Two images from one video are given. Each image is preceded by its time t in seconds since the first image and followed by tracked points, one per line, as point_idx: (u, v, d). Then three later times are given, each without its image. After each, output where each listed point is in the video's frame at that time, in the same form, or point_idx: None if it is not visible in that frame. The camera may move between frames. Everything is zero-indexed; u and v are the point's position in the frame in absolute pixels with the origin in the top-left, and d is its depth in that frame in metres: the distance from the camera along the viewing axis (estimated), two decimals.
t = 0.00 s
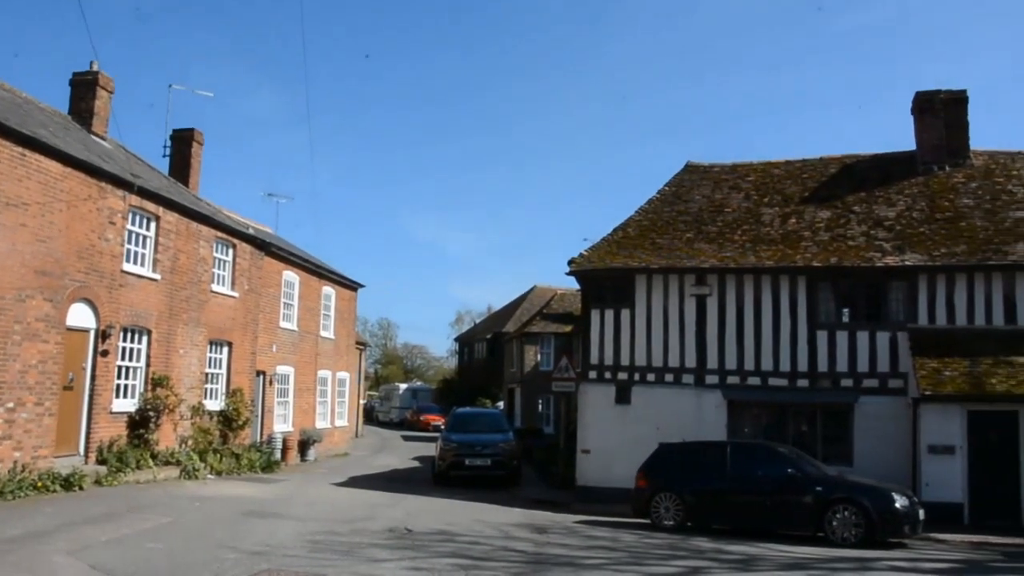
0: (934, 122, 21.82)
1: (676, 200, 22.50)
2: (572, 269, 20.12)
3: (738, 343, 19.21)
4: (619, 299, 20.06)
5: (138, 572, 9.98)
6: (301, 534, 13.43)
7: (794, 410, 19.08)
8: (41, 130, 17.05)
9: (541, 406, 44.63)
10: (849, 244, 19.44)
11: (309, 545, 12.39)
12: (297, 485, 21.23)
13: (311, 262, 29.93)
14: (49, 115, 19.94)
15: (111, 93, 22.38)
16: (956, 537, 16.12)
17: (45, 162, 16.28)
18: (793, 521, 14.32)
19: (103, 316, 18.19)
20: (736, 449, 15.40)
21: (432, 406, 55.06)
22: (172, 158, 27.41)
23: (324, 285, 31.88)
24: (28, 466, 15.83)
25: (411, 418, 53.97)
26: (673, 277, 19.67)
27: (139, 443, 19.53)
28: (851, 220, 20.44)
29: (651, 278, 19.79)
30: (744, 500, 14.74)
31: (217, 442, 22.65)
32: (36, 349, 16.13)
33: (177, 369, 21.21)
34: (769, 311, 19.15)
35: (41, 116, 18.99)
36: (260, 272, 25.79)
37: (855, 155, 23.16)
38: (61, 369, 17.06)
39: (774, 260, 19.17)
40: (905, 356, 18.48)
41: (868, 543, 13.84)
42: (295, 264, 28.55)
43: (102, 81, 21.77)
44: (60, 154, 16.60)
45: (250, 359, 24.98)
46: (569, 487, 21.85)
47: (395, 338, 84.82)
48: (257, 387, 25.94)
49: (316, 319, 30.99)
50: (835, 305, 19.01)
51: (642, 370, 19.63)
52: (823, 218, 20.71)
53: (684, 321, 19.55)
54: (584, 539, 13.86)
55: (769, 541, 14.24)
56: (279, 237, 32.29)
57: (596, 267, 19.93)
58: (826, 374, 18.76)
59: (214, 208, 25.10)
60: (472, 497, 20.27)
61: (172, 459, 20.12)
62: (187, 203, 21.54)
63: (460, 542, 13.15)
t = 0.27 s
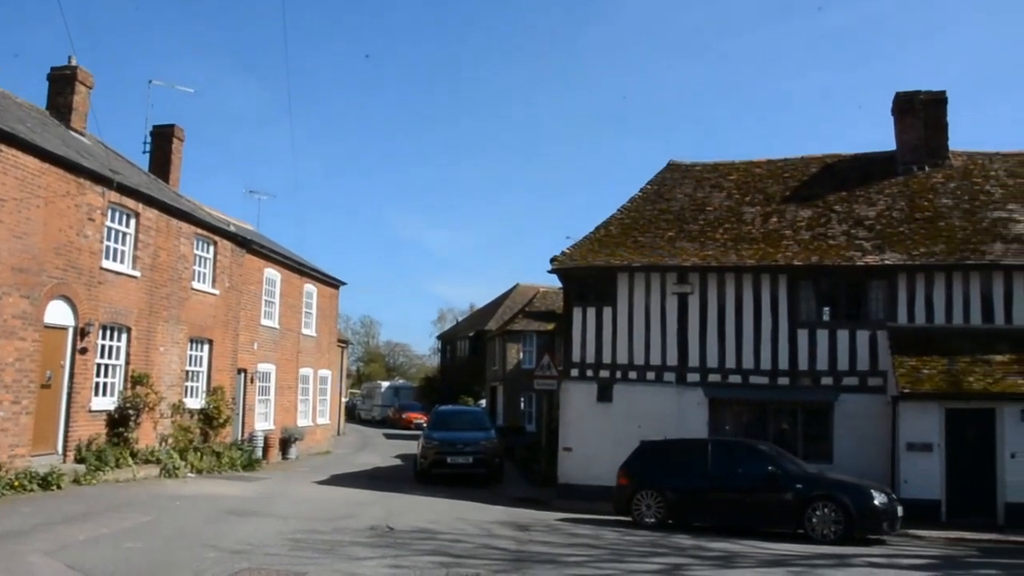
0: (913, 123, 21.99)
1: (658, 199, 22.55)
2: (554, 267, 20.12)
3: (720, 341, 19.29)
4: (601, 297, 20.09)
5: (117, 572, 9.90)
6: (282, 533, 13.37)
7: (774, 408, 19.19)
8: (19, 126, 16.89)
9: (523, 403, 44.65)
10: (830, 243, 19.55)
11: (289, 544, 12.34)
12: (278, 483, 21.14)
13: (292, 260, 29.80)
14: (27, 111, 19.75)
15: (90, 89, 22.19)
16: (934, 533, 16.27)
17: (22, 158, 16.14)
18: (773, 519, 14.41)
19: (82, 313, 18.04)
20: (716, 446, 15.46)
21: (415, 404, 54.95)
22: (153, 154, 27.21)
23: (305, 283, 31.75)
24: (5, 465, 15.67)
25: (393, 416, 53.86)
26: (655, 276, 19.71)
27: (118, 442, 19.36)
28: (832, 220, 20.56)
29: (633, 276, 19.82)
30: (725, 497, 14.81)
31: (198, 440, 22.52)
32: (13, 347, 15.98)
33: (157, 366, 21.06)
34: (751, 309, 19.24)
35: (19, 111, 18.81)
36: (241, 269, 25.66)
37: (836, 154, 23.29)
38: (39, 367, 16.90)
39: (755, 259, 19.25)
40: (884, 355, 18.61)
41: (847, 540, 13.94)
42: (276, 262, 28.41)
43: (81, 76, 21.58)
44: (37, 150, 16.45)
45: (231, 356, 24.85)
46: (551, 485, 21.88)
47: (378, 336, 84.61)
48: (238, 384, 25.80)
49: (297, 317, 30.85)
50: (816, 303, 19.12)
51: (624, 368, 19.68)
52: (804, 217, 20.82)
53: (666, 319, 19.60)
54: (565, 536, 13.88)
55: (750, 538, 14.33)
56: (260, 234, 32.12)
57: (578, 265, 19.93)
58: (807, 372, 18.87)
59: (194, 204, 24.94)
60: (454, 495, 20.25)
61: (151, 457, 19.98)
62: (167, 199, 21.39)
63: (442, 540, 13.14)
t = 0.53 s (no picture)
0: (892, 123, 22.15)
1: (640, 197, 22.60)
2: (536, 265, 20.12)
3: (700, 340, 19.36)
4: (582, 295, 20.11)
5: (94, 572, 9.83)
6: (262, 532, 13.31)
7: (754, 405, 19.29)
8: None
9: (505, 402, 44.64)
10: (810, 242, 19.67)
11: (269, 543, 12.28)
12: (258, 482, 21.04)
13: (273, 257, 29.65)
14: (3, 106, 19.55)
15: (68, 84, 21.98)
16: (911, 530, 16.41)
17: None
18: (753, 516, 14.48)
19: (59, 311, 17.88)
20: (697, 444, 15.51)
21: (396, 403, 54.81)
22: (132, 151, 27.01)
23: (286, 281, 31.61)
24: None
25: (374, 414, 53.71)
26: (636, 274, 19.75)
27: (96, 440, 19.21)
28: (812, 219, 20.68)
29: (614, 275, 19.85)
30: (705, 495, 14.87)
31: (177, 439, 22.38)
32: None
33: (136, 364, 20.91)
34: (731, 308, 19.32)
35: None
36: (222, 267, 25.50)
37: (815, 154, 23.43)
38: (15, 366, 16.75)
39: (736, 257, 19.33)
40: (863, 353, 18.74)
41: (826, 537, 14.03)
42: (257, 259, 28.26)
43: (58, 71, 21.38)
44: (14, 146, 16.29)
45: (211, 355, 24.70)
46: (532, 483, 21.90)
47: (359, 334, 84.37)
48: (218, 383, 25.66)
49: (278, 315, 30.72)
50: (796, 302, 19.23)
51: (605, 366, 19.72)
52: (784, 217, 20.93)
53: (647, 317, 19.65)
54: (546, 534, 13.90)
55: (730, 536, 14.39)
56: (240, 232, 31.94)
57: (559, 263, 19.94)
58: (786, 370, 18.98)
59: (174, 202, 24.77)
60: (435, 494, 20.24)
61: (130, 457, 19.84)
62: (146, 196, 21.23)
63: (423, 539, 13.13)
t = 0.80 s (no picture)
0: (874, 123, 22.28)
1: (623, 195, 22.63)
2: (519, 263, 20.11)
3: (683, 338, 19.42)
4: (565, 293, 20.13)
5: (74, 571, 9.75)
6: (244, 530, 13.24)
7: (736, 403, 19.37)
8: None
9: (488, 400, 44.61)
10: (792, 241, 19.76)
11: (251, 542, 12.22)
12: (240, 480, 20.92)
13: (256, 255, 29.50)
14: None
15: (47, 79, 21.78)
16: (891, 526, 16.52)
17: None
18: (735, 513, 14.54)
19: (38, 309, 17.72)
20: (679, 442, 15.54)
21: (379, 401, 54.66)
22: (112, 147, 26.80)
23: (269, 278, 31.45)
24: None
25: (357, 413, 53.56)
26: (619, 272, 19.78)
27: (76, 439, 19.05)
28: (794, 217, 20.77)
29: (597, 273, 19.87)
30: (687, 493, 14.92)
31: (158, 437, 22.23)
32: None
33: (116, 362, 20.75)
34: (714, 306, 19.39)
35: None
36: (203, 264, 25.35)
37: (797, 153, 23.53)
38: None
39: (719, 256, 19.40)
40: (845, 351, 18.85)
41: (807, 534, 14.12)
42: (239, 257, 28.11)
43: (37, 66, 21.18)
44: None
45: (192, 352, 24.55)
46: (515, 481, 21.91)
47: (342, 332, 84.08)
48: (199, 381, 25.50)
49: (260, 312, 30.56)
50: (778, 301, 19.32)
51: (588, 364, 19.74)
52: (766, 215, 21.02)
53: (630, 315, 19.69)
54: (529, 532, 13.91)
55: (712, 533, 14.45)
56: (222, 229, 31.76)
57: (543, 261, 19.94)
58: (768, 368, 19.07)
59: (155, 198, 24.59)
60: (418, 492, 20.21)
61: (111, 455, 19.70)
62: (127, 193, 21.07)
63: (405, 537, 13.10)
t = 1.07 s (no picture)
0: (857, 125, 22.41)
1: (607, 195, 22.65)
2: (503, 262, 20.11)
3: (666, 338, 19.47)
4: (549, 293, 20.14)
5: (52, 571, 9.67)
6: (225, 529, 13.17)
7: (719, 403, 19.43)
8: None
9: (472, 399, 44.56)
10: (775, 242, 19.85)
11: (232, 541, 12.16)
12: (221, 479, 20.83)
13: (239, 253, 29.35)
14: None
15: (27, 74, 21.60)
16: (871, 526, 16.63)
17: None
18: (717, 513, 14.59)
19: (18, 306, 17.57)
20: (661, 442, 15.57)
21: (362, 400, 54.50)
22: (94, 143, 26.60)
23: (252, 276, 31.30)
24: None
25: (340, 412, 53.40)
26: (603, 272, 19.81)
27: (56, 437, 18.91)
28: (777, 219, 20.86)
29: (581, 273, 19.89)
30: (669, 492, 14.96)
31: (139, 436, 22.10)
32: None
33: (97, 360, 20.60)
34: (697, 306, 19.45)
35: None
36: (186, 262, 25.19)
37: (781, 154, 23.63)
38: None
39: (702, 256, 19.46)
40: (826, 352, 18.95)
41: (789, 533, 14.19)
42: (222, 254, 27.96)
43: (17, 60, 21.00)
44: None
45: (174, 350, 24.40)
46: (498, 481, 21.91)
47: (326, 331, 83.81)
48: (181, 379, 25.36)
49: (243, 311, 30.41)
50: (761, 301, 19.40)
51: (571, 364, 19.76)
52: (750, 216, 21.09)
53: (613, 315, 19.72)
54: (511, 531, 13.90)
55: (694, 532, 14.50)
56: (205, 226, 31.59)
57: (527, 260, 19.94)
58: (751, 369, 19.15)
59: (137, 195, 24.43)
60: (400, 491, 20.17)
61: (91, 453, 19.56)
62: (109, 189, 20.92)
63: (387, 536, 13.07)
